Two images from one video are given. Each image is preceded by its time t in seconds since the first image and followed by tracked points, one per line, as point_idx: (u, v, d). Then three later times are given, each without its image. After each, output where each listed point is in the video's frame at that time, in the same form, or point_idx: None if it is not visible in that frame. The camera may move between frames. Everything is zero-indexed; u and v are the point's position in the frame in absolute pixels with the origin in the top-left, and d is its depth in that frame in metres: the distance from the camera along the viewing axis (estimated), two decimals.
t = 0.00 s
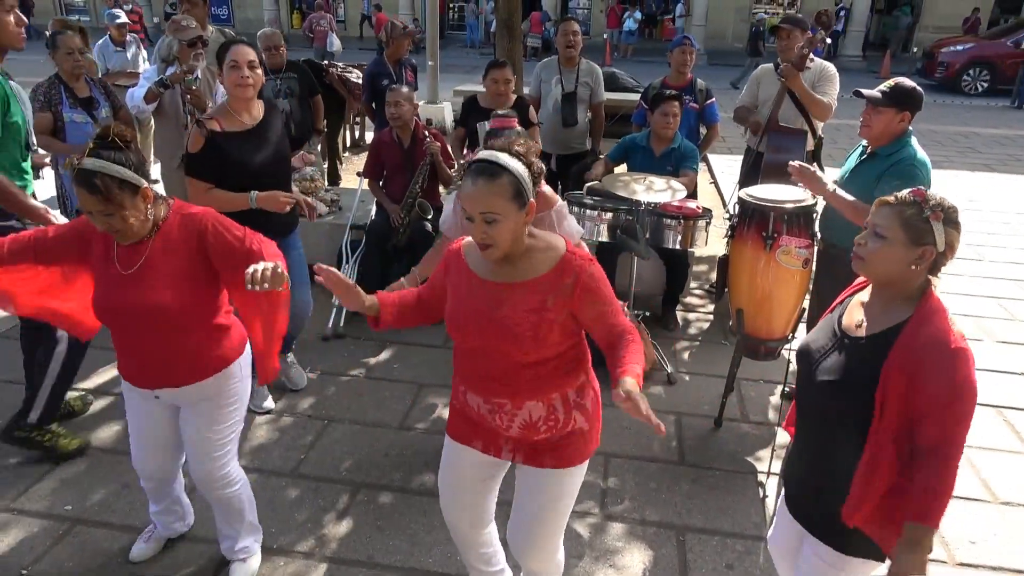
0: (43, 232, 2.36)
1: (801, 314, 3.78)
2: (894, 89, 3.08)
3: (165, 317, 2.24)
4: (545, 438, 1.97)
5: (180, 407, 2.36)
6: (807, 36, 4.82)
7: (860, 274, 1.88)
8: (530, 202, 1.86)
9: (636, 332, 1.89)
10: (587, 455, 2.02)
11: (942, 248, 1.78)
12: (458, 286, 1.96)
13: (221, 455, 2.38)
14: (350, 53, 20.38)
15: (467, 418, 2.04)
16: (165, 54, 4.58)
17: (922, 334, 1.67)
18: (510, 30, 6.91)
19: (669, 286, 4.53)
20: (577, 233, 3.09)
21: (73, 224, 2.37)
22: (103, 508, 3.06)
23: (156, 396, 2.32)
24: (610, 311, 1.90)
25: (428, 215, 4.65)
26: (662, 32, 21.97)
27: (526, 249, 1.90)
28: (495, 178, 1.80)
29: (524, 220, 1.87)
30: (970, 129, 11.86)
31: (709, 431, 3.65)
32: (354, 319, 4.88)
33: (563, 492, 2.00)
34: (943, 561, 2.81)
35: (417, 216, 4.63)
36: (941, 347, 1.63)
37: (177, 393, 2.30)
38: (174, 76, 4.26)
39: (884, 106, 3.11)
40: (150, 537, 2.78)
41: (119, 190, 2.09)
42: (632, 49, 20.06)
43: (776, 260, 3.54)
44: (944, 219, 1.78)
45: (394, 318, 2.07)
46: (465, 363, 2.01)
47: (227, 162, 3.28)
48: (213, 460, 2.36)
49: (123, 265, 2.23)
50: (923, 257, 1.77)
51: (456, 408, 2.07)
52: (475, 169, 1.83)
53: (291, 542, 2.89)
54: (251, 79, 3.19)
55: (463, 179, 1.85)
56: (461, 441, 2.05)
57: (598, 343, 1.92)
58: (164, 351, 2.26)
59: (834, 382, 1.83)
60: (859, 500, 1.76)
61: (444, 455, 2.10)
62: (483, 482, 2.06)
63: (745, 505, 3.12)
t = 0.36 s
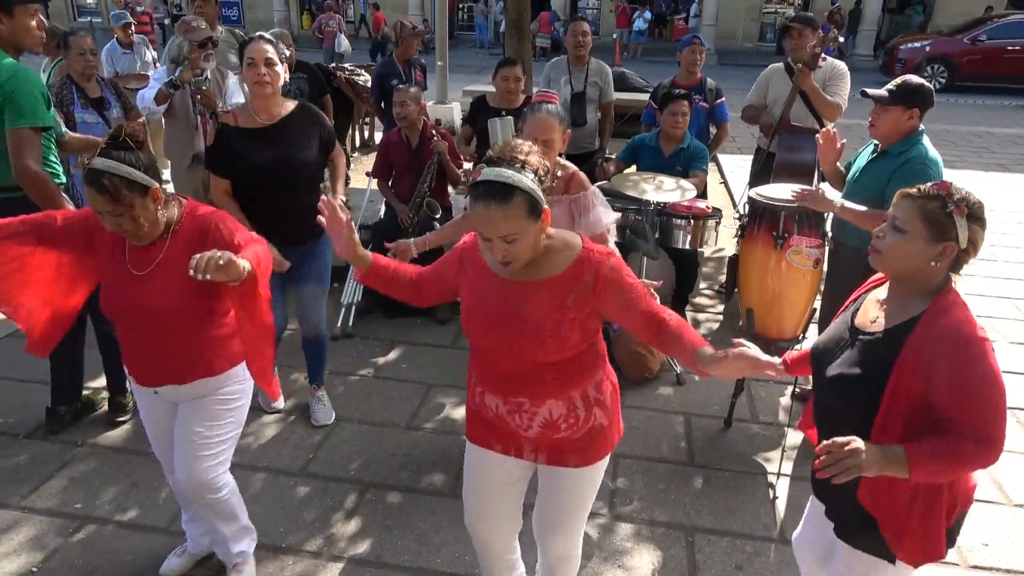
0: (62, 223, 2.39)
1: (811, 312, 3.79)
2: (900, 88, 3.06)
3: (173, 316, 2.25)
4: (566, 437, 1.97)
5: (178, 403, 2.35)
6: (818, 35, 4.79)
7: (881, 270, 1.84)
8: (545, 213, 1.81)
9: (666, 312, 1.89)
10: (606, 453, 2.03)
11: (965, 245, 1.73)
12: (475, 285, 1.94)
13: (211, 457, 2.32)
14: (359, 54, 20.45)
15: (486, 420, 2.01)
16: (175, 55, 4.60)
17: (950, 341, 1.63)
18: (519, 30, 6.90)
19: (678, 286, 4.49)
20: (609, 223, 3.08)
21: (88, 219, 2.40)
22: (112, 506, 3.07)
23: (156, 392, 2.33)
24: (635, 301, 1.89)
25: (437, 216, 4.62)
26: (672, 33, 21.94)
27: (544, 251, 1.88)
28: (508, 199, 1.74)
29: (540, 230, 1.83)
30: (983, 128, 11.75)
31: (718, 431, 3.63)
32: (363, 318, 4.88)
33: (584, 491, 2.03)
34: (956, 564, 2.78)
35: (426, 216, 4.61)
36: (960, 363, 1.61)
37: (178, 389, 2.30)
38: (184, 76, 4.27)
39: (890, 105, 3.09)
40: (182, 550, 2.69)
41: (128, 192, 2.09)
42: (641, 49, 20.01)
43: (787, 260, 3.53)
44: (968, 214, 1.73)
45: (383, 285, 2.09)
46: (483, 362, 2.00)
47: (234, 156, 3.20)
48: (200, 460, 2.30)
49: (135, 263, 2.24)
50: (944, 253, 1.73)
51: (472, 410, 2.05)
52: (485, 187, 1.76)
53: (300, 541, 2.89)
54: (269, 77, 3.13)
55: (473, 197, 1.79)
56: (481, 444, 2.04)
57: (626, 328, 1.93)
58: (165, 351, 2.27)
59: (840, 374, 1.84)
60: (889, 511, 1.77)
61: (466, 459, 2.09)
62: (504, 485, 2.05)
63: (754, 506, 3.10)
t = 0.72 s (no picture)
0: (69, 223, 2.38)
1: (823, 311, 3.76)
2: (917, 86, 3.04)
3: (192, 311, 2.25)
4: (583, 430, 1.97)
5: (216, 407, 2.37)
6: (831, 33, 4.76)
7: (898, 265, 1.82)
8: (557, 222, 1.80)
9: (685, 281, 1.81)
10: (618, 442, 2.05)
11: (985, 239, 1.72)
12: (493, 282, 1.92)
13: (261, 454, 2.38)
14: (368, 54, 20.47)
15: (499, 424, 2.00)
16: (186, 55, 4.61)
17: (970, 338, 1.61)
18: (528, 29, 6.89)
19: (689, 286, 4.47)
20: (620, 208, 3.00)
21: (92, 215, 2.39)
22: (125, 505, 3.09)
23: (185, 393, 2.34)
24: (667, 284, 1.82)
25: (445, 212, 4.59)
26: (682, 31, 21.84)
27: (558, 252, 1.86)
28: (522, 215, 1.72)
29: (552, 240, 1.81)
30: (996, 126, 11.64)
31: (730, 431, 3.62)
32: (372, 318, 4.88)
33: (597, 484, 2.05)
34: (970, 565, 2.76)
35: (435, 212, 4.59)
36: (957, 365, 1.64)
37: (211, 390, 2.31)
38: (195, 78, 4.29)
39: (908, 103, 3.06)
40: (195, 550, 2.71)
41: (143, 190, 2.09)
42: (650, 48, 19.95)
43: (798, 258, 3.50)
44: (989, 207, 1.71)
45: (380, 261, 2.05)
46: (501, 360, 1.98)
47: (248, 145, 3.23)
48: (252, 459, 2.36)
49: (150, 261, 2.22)
50: (963, 247, 1.71)
51: (483, 412, 2.02)
52: (498, 202, 1.73)
53: (311, 539, 2.90)
54: (281, 74, 3.11)
55: (484, 208, 1.77)
56: (495, 448, 2.02)
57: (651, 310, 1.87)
58: (178, 351, 2.28)
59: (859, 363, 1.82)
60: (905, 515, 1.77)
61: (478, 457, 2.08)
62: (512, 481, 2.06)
63: (767, 506, 3.09)
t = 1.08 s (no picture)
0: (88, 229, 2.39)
1: (840, 311, 3.74)
2: (940, 83, 3.00)
3: (211, 318, 2.25)
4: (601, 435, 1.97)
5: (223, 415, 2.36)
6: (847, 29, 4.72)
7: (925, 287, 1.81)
8: (564, 235, 1.79)
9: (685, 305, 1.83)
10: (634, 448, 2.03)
11: (1014, 258, 1.69)
12: (500, 293, 1.92)
13: (262, 465, 2.34)
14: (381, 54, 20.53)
15: (517, 425, 2.00)
16: (201, 56, 4.65)
17: (993, 371, 1.60)
18: (542, 28, 6.88)
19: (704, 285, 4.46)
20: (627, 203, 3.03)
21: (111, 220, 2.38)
22: (143, 501, 3.11)
23: (200, 402, 2.32)
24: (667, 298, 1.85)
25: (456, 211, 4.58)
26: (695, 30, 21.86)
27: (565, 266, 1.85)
28: (529, 227, 1.73)
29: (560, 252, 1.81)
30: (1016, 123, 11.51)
31: (745, 430, 3.60)
32: (387, 316, 4.89)
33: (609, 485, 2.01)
34: (991, 566, 2.73)
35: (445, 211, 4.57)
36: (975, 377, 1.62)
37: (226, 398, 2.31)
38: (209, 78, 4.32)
39: (930, 100, 3.03)
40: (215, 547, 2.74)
41: (169, 195, 2.12)
42: (663, 46, 19.89)
43: (815, 256, 3.48)
44: (1017, 226, 1.68)
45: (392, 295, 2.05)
46: (509, 367, 1.98)
47: (264, 148, 3.28)
48: (262, 467, 2.34)
49: (173, 268, 2.24)
50: (993, 269, 1.68)
51: (499, 414, 2.03)
52: (505, 216, 1.75)
53: (327, 537, 2.91)
54: (296, 82, 3.11)
55: (492, 224, 1.77)
56: (511, 451, 2.03)
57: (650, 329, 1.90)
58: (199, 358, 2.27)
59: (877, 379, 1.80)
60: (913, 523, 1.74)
61: (489, 465, 2.08)
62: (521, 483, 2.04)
63: (784, 506, 3.07)
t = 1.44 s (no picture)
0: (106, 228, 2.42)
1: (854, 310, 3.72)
2: (954, 78, 2.98)
3: (215, 318, 2.25)
4: (604, 435, 1.95)
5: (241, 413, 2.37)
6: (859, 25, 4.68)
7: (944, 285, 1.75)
8: (572, 209, 1.81)
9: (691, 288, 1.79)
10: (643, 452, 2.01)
11: None
12: (508, 280, 1.92)
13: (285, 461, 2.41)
14: (392, 53, 20.58)
15: (523, 420, 2.01)
16: (213, 56, 4.67)
17: None
18: (552, 26, 6.87)
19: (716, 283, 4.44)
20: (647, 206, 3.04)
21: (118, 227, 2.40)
22: (156, 498, 3.13)
23: (217, 402, 2.33)
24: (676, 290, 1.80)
25: (465, 210, 4.60)
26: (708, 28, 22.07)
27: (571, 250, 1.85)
28: (534, 190, 1.75)
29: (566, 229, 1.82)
30: None
31: (757, 429, 3.58)
32: (398, 315, 4.90)
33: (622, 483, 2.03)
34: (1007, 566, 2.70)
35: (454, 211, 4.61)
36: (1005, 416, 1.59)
37: (245, 397, 2.31)
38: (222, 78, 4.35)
39: (944, 95, 3.00)
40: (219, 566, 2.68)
41: (199, 177, 2.19)
42: (674, 45, 19.83)
43: (828, 254, 3.45)
44: None
45: (400, 274, 2.07)
46: (518, 363, 1.99)
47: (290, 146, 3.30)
48: (277, 464, 2.39)
49: (182, 265, 2.26)
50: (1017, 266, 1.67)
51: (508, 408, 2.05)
52: (512, 178, 1.77)
53: (339, 533, 2.92)
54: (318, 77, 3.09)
55: (499, 193, 1.80)
56: (519, 442, 2.04)
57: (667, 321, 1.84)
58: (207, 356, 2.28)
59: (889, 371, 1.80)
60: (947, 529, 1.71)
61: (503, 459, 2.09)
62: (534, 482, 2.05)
63: (796, 505, 3.05)
